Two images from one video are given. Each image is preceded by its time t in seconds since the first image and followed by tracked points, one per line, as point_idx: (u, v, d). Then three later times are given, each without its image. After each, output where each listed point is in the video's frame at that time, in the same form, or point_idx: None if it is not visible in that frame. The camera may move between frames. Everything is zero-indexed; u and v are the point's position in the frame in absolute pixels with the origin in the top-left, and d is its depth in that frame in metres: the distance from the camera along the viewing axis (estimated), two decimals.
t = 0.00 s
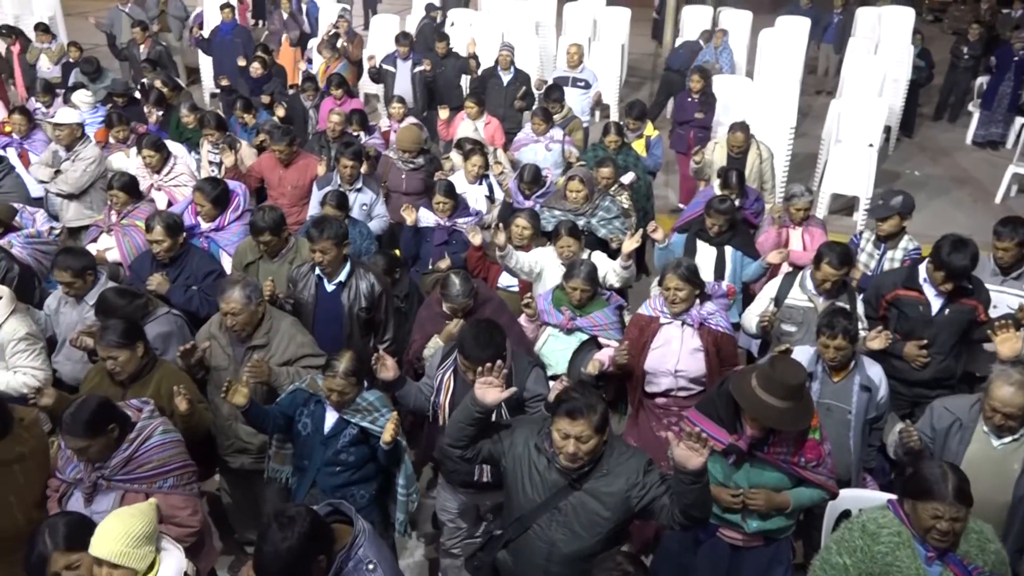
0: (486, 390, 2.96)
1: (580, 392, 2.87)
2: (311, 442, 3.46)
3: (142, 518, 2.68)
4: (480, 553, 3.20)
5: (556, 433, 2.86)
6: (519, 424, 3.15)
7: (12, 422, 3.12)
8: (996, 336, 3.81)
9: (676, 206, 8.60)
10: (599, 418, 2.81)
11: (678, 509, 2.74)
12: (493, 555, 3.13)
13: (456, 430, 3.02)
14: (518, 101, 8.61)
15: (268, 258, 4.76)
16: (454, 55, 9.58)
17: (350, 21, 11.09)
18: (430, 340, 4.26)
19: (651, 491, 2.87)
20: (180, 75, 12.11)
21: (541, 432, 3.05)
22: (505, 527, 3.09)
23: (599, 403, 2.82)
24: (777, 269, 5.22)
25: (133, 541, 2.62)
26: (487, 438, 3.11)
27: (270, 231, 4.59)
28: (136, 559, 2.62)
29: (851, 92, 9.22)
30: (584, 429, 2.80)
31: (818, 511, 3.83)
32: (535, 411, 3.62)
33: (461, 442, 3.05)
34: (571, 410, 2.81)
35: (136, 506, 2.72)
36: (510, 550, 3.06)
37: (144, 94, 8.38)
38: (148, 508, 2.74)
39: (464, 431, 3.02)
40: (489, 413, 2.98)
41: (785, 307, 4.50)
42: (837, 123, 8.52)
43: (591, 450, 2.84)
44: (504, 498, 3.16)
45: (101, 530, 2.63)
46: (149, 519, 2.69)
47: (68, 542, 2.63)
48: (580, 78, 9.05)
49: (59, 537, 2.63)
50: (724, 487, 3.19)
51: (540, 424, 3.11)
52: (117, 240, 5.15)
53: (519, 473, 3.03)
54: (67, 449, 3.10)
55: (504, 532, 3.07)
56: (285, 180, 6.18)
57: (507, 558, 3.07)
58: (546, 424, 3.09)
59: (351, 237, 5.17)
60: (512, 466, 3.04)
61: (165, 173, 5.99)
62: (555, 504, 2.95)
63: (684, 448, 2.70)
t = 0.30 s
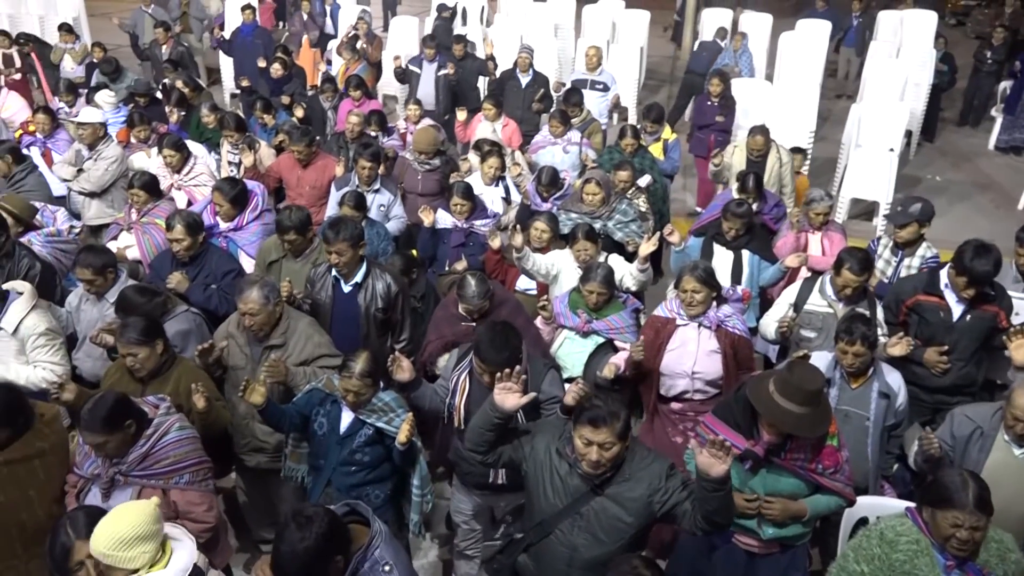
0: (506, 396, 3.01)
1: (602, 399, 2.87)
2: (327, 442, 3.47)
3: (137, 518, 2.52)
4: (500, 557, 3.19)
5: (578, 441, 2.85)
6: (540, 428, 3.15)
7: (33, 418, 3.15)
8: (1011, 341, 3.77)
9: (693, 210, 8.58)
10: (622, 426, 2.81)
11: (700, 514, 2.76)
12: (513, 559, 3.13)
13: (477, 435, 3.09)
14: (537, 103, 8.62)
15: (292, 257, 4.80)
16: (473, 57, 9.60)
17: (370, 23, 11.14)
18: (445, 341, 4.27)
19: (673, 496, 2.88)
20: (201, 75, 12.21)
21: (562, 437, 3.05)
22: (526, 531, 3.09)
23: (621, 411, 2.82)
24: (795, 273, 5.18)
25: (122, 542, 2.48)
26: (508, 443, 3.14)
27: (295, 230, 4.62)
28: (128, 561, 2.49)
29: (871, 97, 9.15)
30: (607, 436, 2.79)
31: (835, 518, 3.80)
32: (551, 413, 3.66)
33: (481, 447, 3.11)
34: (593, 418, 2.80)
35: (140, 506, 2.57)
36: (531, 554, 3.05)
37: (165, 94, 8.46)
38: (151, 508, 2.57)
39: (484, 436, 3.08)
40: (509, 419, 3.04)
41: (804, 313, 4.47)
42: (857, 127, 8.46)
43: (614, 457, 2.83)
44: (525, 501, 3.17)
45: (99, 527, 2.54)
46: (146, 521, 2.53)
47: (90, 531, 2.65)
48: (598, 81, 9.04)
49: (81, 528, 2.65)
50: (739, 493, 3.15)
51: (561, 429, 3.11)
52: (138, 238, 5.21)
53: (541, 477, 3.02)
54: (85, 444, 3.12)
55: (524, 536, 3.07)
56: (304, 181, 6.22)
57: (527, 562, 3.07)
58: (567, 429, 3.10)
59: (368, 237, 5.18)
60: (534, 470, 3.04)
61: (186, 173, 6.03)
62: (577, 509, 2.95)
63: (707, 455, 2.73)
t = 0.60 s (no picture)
0: (521, 402, 3.04)
1: (620, 405, 2.83)
2: (338, 442, 3.48)
3: (122, 521, 2.44)
4: (515, 558, 3.19)
5: (596, 448, 2.85)
6: (557, 432, 3.16)
7: (48, 414, 3.19)
8: None
9: (705, 212, 8.56)
10: (640, 433, 2.79)
11: (719, 520, 2.77)
12: (528, 561, 3.14)
13: (493, 440, 3.14)
14: (549, 105, 8.62)
15: (312, 258, 4.82)
16: (485, 59, 9.61)
17: (383, 24, 11.17)
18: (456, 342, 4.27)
19: (690, 502, 2.88)
20: (215, 77, 12.28)
21: (579, 442, 3.05)
22: (542, 533, 3.10)
23: (639, 418, 2.79)
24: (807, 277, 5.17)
25: (111, 542, 2.42)
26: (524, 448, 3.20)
27: (317, 232, 4.64)
28: (113, 561, 2.43)
29: (886, 99, 9.10)
30: (625, 445, 2.79)
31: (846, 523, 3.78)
32: (563, 415, 3.66)
33: (498, 451, 3.17)
34: (611, 426, 2.78)
35: (132, 507, 2.48)
36: (547, 557, 3.06)
37: (180, 95, 8.51)
38: (141, 511, 2.47)
39: (500, 441, 3.13)
40: (525, 424, 3.09)
41: (817, 317, 4.45)
42: (871, 131, 8.42)
43: (631, 464, 2.83)
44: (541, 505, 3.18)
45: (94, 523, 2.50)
46: (131, 525, 2.44)
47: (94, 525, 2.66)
48: (611, 83, 9.03)
49: (83, 522, 2.65)
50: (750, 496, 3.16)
51: (578, 434, 3.11)
52: (151, 238, 5.23)
53: (558, 481, 3.04)
54: (99, 441, 3.15)
55: (540, 539, 3.08)
56: (317, 181, 6.24)
57: (543, 565, 3.08)
58: (583, 434, 3.10)
59: (380, 239, 5.19)
60: (551, 474, 3.06)
61: (199, 174, 6.06)
62: (594, 514, 2.95)
63: (725, 463, 2.70)
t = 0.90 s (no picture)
0: (538, 405, 3.02)
1: (637, 411, 2.82)
2: (349, 442, 3.49)
3: (109, 543, 2.45)
4: (529, 560, 3.22)
5: (612, 454, 2.85)
6: (573, 436, 3.18)
7: (63, 411, 3.22)
8: None
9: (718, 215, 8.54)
10: (656, 440, 2.78)
11: (735, 528, 2.76)
12: (542, 564, 3.16)
13: (508, 443, 3.11)
14: (562, 107, 8.63)
15: (321, 259, 4.84)
16: (498, 60, 9.63)
17: (396, 26, 11.21)
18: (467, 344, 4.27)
19: (706, 508, 2.88)
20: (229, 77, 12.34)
21: (596, 446, 3.06)
22: (557, 536, 3.12)
23: (656, 425, 2.78)
24: (820, 281, 5.16)
25: (102, 564, 2.44)
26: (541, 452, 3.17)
27: (327, 233, 4.65)
28: None
29: (899, 102, 9.06)
30: (642, 451, 2.78)
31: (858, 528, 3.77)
32: (574, 418, 3.65)
33: (514, 454, 3.13)
34: (627, 433, 2.78)
35: (119, 527, 2.49)
36: (562, 560, 3.09)
37: (195, 96, 8.57)
38: (127, 532, 2.48)
39: (516, 445, 3.10)
40: (541, 428, 3.06)
41: (832, 322, 4.44)
42: (886, 134, 8.38)
43: (648, 471, 2.83)
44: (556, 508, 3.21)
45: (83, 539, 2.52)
46: (118, 546, 2.45)
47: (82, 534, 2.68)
48: (624, 85, 9.03)
49: (73, 531, 2.67)
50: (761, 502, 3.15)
51: (593, 439, 3.12)
52: (165, 238, 5.25)
53: (574, 485, 3.05)
54: (112, 439, 3.17)
55: (555, 542, 3.11)
56: (330, 182, 6.27)
57: (557, 567, 3.11)
58: (599, 438, 3.10)
59: (392, 240, 5.20)
60: (567, 478, 3.08)
61: (213, 174, 6.09)
62: (610, 520, 2.96)
63: (743, 471, 2.69)
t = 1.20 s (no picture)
0: (554, 407, 3.03)
1: (657, 419, 2.83)
2: (359, 441, 3.49)
3: (107, 559, 2.41)
4: (542, 560, 3.20)
5: (630, 461, 2.86)
6: (591, 440, 3.19)
7: (77, 408, 3.24)
8: None
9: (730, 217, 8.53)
10: (675, 450, 2.79)
11: (751, 539, 2.75)
12: (555, 565, 3.15)
13: (525, 444, 3.12)
14: (573, 108, 8.62)
15: (328, 259, 4.86)
16: (511, 61, 9.63)
17: (410, 27, 11.23)
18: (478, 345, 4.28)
19: (724, 518, 2.88)
20: (244, 78, 12.40)
21: (614, 451, 3.08)
22: (571, 539, 3.11)
23: (676, 434, 2.79)
24: (833, 285, 5.13)
25: None
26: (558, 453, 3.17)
27: (332, 234, 4.68)
28: None
29: (915, 105, 9.01)
30: (661, 460, 2.79)
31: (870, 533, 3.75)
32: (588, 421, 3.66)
33: (531, 455, 3.14)
34: (647, 441, 2.78)
35: (119, 541, 2.45)
36: (575, 563, 3.07)
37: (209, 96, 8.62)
38: (128, 548, 2.44)
39: (531, 446, 3.11)
40: (557, 429, 3.07)
41: (846, 325, 4.44)
42: (900, 137, 8.34)
43: (666, 479, 2.83)
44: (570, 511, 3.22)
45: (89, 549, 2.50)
46: (117, 563, 2.41)
47: (86, 541, 2.63)
48: (636, 86, 9.02)
49: (77, 535, 2.63)
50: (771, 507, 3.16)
51: (611, 443, 3.14)
52: (179, 237, 5.27)
53: (590, 490, 3.07)
54: (125, 436, 3.18)
55: (569, 543, 3.10)
56: (342, 182, 6.28)
57: (569, 569, 3.08)
58: (617, 442, 3.13)
59: (403, 241, 5.21)
60: (584, 484, 3.09)
61: (226, 173, 6.13)
62: (626, 525, 2.97)
63: (762, 484, 2.68)
